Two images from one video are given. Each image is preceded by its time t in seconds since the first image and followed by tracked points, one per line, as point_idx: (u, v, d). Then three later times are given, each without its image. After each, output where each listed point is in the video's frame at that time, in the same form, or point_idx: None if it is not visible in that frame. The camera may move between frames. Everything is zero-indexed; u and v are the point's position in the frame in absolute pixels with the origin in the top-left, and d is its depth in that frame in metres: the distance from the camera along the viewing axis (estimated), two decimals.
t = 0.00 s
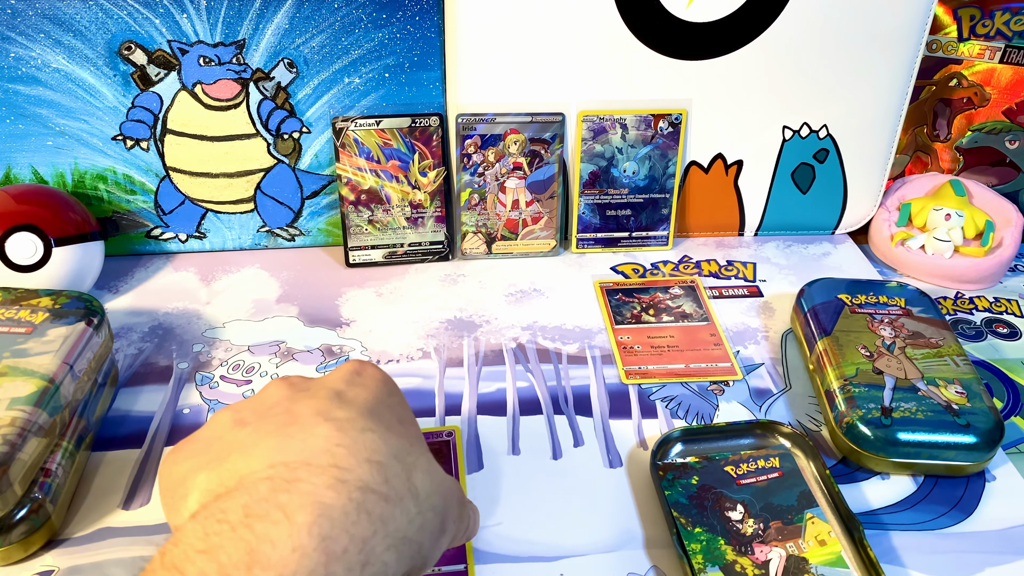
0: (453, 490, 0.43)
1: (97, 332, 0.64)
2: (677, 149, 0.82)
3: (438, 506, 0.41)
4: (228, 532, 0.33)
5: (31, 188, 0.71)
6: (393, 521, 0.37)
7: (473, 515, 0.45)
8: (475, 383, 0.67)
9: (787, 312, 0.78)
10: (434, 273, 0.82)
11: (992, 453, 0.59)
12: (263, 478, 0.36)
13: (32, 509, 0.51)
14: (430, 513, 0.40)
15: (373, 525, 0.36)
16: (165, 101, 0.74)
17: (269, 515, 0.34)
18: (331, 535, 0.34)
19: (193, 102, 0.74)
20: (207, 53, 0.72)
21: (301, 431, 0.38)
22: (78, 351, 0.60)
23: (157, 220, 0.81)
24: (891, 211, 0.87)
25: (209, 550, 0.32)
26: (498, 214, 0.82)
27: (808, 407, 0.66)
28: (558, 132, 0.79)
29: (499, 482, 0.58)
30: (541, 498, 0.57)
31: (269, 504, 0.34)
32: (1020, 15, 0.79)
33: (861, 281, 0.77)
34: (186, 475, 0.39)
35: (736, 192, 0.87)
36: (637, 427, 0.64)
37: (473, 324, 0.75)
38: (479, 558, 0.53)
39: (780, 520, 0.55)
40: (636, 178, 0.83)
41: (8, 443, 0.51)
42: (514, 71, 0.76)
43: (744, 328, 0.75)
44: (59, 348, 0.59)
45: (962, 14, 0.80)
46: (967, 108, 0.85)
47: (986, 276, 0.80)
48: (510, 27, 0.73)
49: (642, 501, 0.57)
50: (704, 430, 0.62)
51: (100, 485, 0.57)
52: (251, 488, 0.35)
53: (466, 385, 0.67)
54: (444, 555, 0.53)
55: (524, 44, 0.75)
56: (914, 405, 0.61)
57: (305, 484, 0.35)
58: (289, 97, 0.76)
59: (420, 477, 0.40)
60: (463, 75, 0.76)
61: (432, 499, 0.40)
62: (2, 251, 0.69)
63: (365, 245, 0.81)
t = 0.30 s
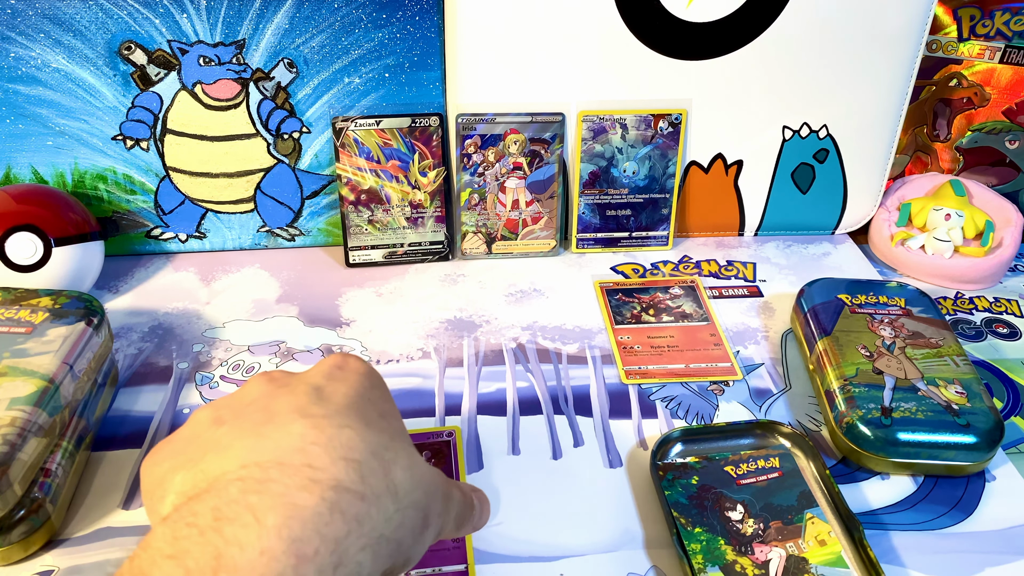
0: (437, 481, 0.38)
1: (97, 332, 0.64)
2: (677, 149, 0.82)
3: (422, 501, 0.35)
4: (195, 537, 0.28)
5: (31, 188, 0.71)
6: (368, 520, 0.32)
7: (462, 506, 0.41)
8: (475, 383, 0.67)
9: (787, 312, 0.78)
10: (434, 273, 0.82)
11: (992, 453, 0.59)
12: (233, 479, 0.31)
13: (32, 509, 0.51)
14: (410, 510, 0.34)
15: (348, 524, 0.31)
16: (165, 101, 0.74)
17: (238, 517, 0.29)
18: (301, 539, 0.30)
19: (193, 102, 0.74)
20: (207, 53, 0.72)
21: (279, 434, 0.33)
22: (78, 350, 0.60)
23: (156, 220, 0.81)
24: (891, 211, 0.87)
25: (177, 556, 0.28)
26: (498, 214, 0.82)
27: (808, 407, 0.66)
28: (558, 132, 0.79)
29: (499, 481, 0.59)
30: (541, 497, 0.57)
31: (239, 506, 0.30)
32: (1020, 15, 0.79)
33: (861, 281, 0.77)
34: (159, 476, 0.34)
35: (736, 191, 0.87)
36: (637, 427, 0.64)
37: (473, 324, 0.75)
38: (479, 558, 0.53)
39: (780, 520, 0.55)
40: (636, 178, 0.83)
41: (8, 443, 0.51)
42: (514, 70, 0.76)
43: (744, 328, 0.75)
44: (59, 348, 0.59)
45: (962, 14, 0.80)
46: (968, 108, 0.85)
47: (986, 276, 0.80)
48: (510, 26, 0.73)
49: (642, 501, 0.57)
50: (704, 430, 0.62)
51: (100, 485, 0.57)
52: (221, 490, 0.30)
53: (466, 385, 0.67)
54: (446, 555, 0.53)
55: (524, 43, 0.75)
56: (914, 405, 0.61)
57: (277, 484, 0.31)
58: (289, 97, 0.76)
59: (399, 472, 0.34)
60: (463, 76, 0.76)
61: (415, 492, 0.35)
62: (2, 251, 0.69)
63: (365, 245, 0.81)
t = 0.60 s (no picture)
0: (430, 478, 0.38)
1: (98, 332, 0.64)
2: (677, 149, 0.82)
3: (412, 501, 0.35)
4: (172, 545, 0.29)
5: (31, 188, 0.71)
6: (352, 523, 0.32)
7: (460, 497, 0.41)
8: (476, 383, 0.67)
9: (787, 312, 0.78)
10: (434, 273, 0.82)
11: (992, 453, 0.59)
12: (214, 484, 0.31)
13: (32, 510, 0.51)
14: (398, 511, 0.34)
15: (329, 528, 0.31)
16: (165, 101, 0.74)
17: (215, 524, 0.29)
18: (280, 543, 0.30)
19: (193, 102, 0.74)
20: (207, 53, 0.72)
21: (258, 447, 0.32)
22: (78, 351, 0.60)
23: (156, 220, 0.81)
24: (891, 211, 0.87)
25: (153, 565, 0.29)
26: (498, 214, 0.82)
27: (808, 407, 0.66)
28: (558, 132, 0.79)
29: (499, 481, 0.59)
30: (541, 497, 0.57)
31: (218, 512, 0.30)
32: (1020, 15, 0.79)
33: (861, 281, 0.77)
34: (146, 479, 0.34)
35: (736, 191, 0.87)
36: (637, 427, 0.64)
37: (473, 324, 0.75)
38: (479, 558, 0.53)
39: (780, 520, 0.55)
40: (636, 178, 0.83)
41: (8, 443, 0.51)
42: (514, 70, 0.76)
43: (744, 328, 0.75)
44: (59, 348, 0.59)
45: (962, 14, 0.80)
46: (968, 108, 0.85)
47: (986, 276, 0.80)
48: (509, 26, 0.73)
49: (642, 501, 0.57)
50: (704, 430, 0.62)
51: (100, 485, 0.58)
52: (201, 494, 0.31)
53: (466, 384, 0.67)
54: (446, 555, 0.53)
55: (524, 43, 0.75)
56: (914, 405, 0.61)
57: (257, 489, 0.31)
58: (289, 97, 0.76)
59: (387, 473, 0.34)
60: (462, 76, 0.76)
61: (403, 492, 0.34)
62: (2, 251, 0.69)
63: (365, 245, 0.81)
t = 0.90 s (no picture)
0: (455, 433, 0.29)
1: (97, 332, 0.64)
2: (677, 149, 0.82)
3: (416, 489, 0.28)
4: None
5: (31, 188, 0.71)
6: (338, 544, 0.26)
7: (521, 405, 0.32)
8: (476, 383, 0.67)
9: (786, 312, 0.78)
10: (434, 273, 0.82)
11: (993, 452, 0.59)
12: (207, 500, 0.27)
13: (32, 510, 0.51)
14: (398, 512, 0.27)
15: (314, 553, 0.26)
16: (165, 101, 0.74)
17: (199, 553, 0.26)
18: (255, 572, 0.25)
19: (193, 102, 0.74)
20: (207, 53, 0.72)
21: (307, 409, 0.27)
22: (78, 350, 0.60)
23: (156, 220, 0.81)
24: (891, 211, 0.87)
25: None
26: (498, 214, 0.82)
27: (807, 407, 0.66)
28: (558, 132, 0.79)
29: (500, 481, 0.59)
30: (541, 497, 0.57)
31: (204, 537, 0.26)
32: (1020, 15, 0.79)
33: (861, 281, 0.78)
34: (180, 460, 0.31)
35: (735, 191, 0.87)
36: (637, 427, 0.64)
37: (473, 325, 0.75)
38: (480, 558, 0.53)
39: (780, 520, 0.55)
40: (636, 178, 0.83)
41: (8, 443, 0.51)
42: (514, 70, 0.76)
43: (744, 328, 0.75)
44: (59, 347, 0.59)
45: (962, 14, 0.80)
46: (968, 108, 0.85)
47: (986, 276, 0.80)
48: (509, 26, 0.73)
49: (643, 501, 0.57)
50: (704, 430, 0.62)
51: (100, 484, 0.57)
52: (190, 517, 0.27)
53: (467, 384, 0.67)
54: (446, 555, 0.53)
55: (523, 43, 0.75)
56: (914, 405, 0.61)
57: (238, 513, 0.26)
58: (289, 97, 0.76)
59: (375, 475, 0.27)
60: (462, 76, 0.76)
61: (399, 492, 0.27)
62: (2, 251, 0.69)
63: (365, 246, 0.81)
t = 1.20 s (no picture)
0: None
1: (98, 332, 0.64)
2: (677, 149, 0.82)
3: None
4: None
5: (30, 188, 0.71)
6: None
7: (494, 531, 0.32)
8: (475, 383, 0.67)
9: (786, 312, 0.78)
10: (434, 273, 0.82)
11: (993, 453, 0.59)
12: None
13: (32, 510, 0.51)
14: None
15: None
16: (165, 101, 0.74)
17: None
18: None
19: (193, 102, 0.74)
20: (207, 53, 0.72)
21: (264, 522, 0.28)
22: (78, 351, 0.60)
23: (156, 220, 0.81)
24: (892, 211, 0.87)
25: None
26: (498, 214, 0.82)
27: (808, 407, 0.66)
28: (558, 132, 0.79)
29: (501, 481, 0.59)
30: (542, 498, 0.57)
31: None
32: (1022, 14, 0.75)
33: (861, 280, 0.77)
34: None
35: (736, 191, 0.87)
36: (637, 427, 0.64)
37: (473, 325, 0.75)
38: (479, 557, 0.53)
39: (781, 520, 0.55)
40: (636, 178, 0.83)
41: (8, 443, 0.51)
42: (514, 70, 0.76)
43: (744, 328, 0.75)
44: (59, 348, 0.59)
45: (962, 13, 0.78)
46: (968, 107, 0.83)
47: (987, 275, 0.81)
48: (509, 26, 0.73)
49: (643, 502, 0.57)
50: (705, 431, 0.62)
51: (100, 485, 0.58)
52: None
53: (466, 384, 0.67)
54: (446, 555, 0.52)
55: (523, 43, 0.75)
56: (914, 405, 0.61)
57: None
58: (289, 97, 0.76)
59: None
60: (462, 76, 0.76)
61: None
62: (2, 250, 0.69)
63: (365, 246, 0.81)
